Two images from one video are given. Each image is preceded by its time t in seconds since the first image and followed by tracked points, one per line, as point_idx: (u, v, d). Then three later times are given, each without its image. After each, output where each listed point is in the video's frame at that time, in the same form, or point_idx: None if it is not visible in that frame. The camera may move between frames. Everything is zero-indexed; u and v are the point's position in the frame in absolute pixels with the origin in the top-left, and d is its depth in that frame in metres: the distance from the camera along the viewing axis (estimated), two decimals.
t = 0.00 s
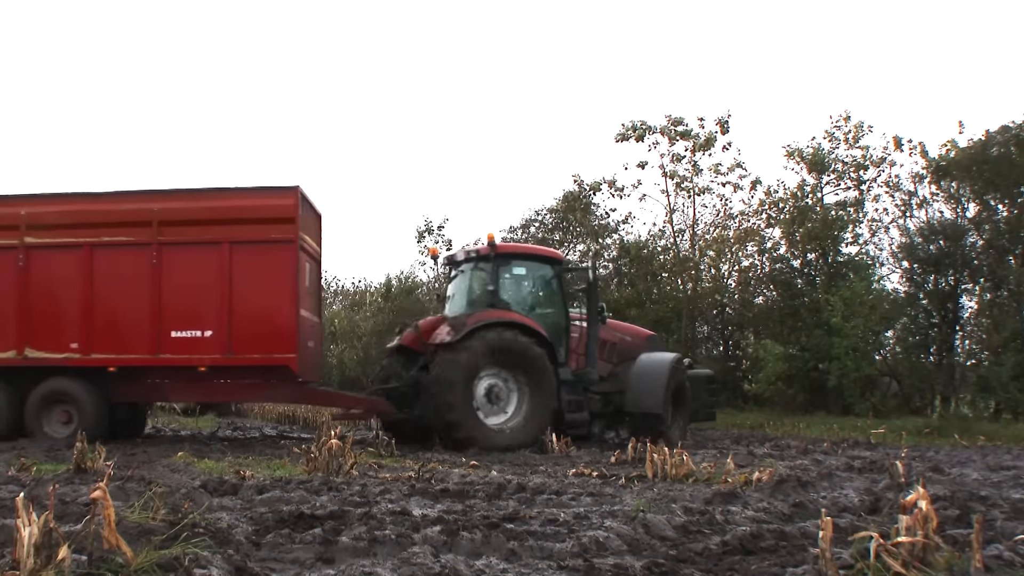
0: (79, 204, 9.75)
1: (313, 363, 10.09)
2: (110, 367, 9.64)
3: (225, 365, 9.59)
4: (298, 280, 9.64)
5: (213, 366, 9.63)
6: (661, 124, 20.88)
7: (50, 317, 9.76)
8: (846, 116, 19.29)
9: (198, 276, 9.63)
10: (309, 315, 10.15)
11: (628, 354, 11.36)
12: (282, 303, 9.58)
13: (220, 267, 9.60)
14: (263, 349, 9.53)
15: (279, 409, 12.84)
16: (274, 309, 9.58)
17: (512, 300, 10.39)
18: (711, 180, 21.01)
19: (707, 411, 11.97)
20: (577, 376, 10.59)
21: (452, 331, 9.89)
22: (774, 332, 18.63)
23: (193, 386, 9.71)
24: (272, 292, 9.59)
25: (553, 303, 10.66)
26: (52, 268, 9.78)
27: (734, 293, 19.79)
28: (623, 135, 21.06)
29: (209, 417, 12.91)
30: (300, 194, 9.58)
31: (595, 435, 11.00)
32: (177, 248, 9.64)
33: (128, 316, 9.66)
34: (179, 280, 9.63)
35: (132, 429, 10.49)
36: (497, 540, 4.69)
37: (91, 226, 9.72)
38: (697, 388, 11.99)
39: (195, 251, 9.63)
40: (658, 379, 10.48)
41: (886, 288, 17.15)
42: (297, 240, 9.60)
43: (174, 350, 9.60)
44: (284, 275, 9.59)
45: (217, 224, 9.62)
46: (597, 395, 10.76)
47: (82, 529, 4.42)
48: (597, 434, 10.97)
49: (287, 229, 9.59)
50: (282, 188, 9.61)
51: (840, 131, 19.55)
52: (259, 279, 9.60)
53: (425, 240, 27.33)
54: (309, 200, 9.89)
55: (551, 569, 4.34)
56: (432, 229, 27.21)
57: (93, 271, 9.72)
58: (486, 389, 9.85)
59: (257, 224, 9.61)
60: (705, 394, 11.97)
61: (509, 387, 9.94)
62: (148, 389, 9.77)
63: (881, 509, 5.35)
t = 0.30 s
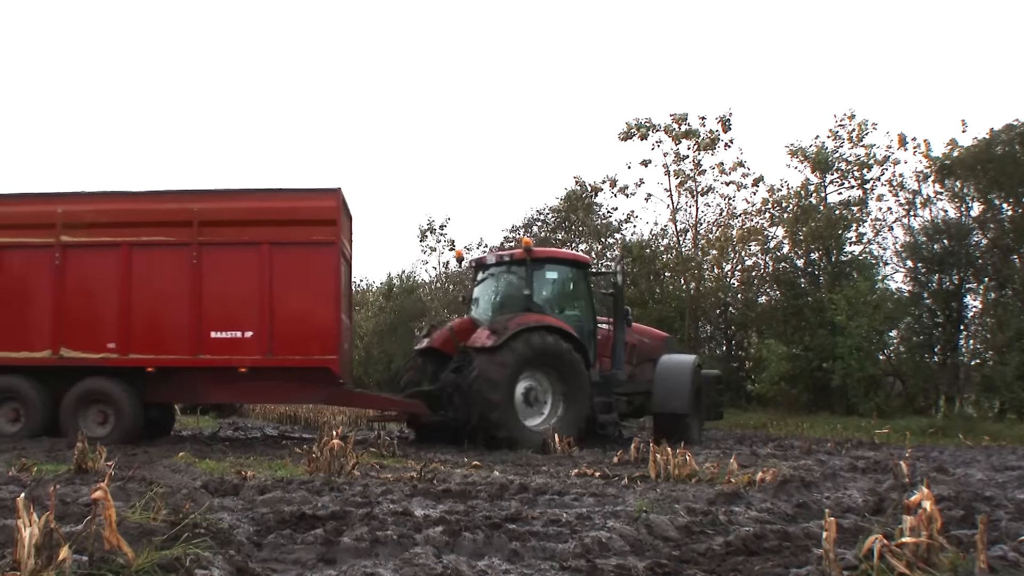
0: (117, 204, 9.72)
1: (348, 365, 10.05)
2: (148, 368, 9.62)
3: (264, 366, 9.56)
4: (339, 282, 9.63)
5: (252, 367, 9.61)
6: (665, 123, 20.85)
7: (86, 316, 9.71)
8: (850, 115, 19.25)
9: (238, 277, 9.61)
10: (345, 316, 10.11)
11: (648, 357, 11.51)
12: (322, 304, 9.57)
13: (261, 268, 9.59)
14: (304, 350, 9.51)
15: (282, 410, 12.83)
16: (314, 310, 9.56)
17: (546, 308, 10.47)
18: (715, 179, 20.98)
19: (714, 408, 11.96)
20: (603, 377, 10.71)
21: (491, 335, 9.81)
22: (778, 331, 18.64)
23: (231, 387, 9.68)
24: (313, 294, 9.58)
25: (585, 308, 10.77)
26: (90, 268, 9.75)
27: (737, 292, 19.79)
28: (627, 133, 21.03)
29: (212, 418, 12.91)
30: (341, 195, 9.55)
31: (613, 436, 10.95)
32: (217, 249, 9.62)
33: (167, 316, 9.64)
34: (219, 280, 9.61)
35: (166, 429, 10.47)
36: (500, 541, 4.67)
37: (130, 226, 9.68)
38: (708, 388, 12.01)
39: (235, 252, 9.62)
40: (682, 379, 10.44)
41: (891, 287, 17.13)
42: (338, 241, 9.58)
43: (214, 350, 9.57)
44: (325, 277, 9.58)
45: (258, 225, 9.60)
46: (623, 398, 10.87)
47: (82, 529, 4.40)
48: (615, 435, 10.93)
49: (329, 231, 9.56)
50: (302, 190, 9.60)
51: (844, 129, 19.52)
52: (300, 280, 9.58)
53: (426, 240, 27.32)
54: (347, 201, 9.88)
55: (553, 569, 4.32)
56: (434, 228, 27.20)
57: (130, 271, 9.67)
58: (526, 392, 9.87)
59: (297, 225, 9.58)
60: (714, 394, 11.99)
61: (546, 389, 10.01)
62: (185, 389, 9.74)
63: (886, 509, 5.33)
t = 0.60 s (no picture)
0: (160, 204, 9.64)
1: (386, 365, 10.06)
2: (192, 368, 9.58)
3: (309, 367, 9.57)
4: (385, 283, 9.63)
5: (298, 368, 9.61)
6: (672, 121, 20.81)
7: (129, 316, 9.62)
8: (857, 114, 19.20)
9: (284, 277, 9.60)
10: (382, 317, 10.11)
11: (667, 359, 11.40)
12: (369, 304, 9.56)
13: (307, 268, 9.58)
14: (350, 351, 9.52)
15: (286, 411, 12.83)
16: (360, 311, 9.56)
17: (582, 313, 10.51)
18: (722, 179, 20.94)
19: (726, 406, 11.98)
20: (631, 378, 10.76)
21: (532, 336, 9.85)
22: (785, 331, 18.65)
23: (274, 387, 9.67)
24: (359, 295, 9.57)
25: (619, 311, 10.82)
26: (132, 268, 9.64)
27: (744, 291, 19.75)
28: (634, 132, 20.99)
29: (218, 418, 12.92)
30: (386, 197, 9.57)
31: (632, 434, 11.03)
32: (262, 249, 9.60)
33: (211, 317, 9.59)
34: (265, 281, 9.60)
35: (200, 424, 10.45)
36: (506, 541, 4.65)
37: (173, 226, 9.61)
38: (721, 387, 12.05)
39: (282, 252, 9.60)
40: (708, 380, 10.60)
41: (899, 286, 17.09)
42: (383, 242, 9.58)
43: (259, 351, 9.55)
44: (372, 278, 9.57)
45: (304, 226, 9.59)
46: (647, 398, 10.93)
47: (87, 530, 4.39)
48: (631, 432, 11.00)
49: (374, 232, 9.56)
50: (332, 193, 9.62)
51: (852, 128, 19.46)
52: (346, 280, 9.57)
53: (432, 239, 27.31)
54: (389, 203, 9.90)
55: (559, 570, 4.29)
56: (441, 227, 27.19)
57: (174, 272, 9.61)
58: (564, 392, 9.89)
59: (343, 226, 9.57)
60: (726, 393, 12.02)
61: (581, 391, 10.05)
62: (228, 389, 9.71)
63: (894, 509, 5.30)
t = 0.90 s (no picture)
0: (203, 203, 9.60)
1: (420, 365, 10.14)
2: (239, 368, 9.54)
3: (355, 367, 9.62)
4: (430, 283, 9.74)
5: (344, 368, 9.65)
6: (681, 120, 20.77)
7: (175, 317, 9.54)
8: (867, 112, 19.13)
9: (330, 278, 9.63)
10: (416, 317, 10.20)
11: (689, 360, 11.34)
12: (415, 304, 9.66)
13: (353, 269, 9.63)
14: (397, 351, 9.61)
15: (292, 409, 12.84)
16: (406, 311, 9.66)
17: (612, 313, 10.53)
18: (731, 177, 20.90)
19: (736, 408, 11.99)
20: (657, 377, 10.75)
21: (570, 335, 9.94)
22: (795, 330, 18.61)
23: (320, 387, 9.69)
24: (403, 296, 9.65)
25: (646, 308, 10.86)
26: (176, 268, 9.56)
27: (754, 290, 19.66)
28: (643, 131, 20.96)
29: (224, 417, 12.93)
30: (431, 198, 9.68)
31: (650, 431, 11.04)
32: (309, 249, 9.63)
33: (257, 317, 9.57)
34: (312, 281, 9.62)
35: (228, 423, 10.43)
36: (514, 542, 4.63)
37: (218, 226, 9.57)
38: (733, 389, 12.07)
39: (328, 252, 9.63)
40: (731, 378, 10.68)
41: (909, 285, 17.05)
42: (427, 243, 9.69)
43: (307, 351, 9.57)
44: (418, 279, 9.66)
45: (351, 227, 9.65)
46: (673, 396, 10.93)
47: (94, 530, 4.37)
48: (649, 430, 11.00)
49: (419, 234, 9.68)
50: (370, 193, 9.70)
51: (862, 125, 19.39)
52: (393, 280, 9.66)
53: (440, 237, 27.30)
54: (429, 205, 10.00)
55: (568, 571, 4.27)
56: (449, 226, 27.18)
57: (221, 272, 9.56)
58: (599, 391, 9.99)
59: (389, 226, 9.66)
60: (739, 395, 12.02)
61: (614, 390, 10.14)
62: (274, 390, 9.69)
63: (905, 510, 5.27)
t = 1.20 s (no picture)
0: (247, 202, 9.59)
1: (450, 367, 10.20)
2: (284, 368, 9.53)
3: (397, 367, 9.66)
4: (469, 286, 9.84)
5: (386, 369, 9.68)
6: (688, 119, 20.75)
7: (219, 316, 9.49)
8: (875, 111, 19.10)
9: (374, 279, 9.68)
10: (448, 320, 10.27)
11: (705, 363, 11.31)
12: (456, 306, 9.75)
13: (397, 271, 9.69)
14: (439, 351, 9.68)
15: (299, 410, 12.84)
16: (448, 312, 9.75)
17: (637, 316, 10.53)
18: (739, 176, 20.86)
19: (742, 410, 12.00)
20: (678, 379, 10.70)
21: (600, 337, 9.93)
22: (803, 329, 18.57)
23: (359, 387, 9.69)
24: (445, 297, 9.75)
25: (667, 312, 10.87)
26: (221, 267, 9.51)
27: (762, 289, 19.63)
28: (650, 130, 20.93)
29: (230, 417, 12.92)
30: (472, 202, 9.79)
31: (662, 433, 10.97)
32: (353, 250, 9.67)
33: (301, 317, 9.56)
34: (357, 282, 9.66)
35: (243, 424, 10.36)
36: (521, 542, 4.61)
37: (263, 226, 9.57)
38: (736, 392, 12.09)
39: (372, 254, 9.68)
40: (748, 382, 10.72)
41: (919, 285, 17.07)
42: (468, 245, 9.80)
43: (351, 351, 9.59)
44: (461, 281, 9.77)
45: (394, 229, 9.73)
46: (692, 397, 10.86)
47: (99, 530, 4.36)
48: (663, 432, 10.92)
49: (459, 236, 9.79)
50: (409, 195, 9.78)
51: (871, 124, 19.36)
52: (436, 282, 9.75)
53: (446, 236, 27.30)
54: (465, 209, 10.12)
55: (577, 571, 4.24)
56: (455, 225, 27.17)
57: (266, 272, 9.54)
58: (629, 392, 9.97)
59: (433, 229, 9.76)
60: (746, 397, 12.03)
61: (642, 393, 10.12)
62: (316, 390, 9.68)
63: (914, 510, 5.25)
